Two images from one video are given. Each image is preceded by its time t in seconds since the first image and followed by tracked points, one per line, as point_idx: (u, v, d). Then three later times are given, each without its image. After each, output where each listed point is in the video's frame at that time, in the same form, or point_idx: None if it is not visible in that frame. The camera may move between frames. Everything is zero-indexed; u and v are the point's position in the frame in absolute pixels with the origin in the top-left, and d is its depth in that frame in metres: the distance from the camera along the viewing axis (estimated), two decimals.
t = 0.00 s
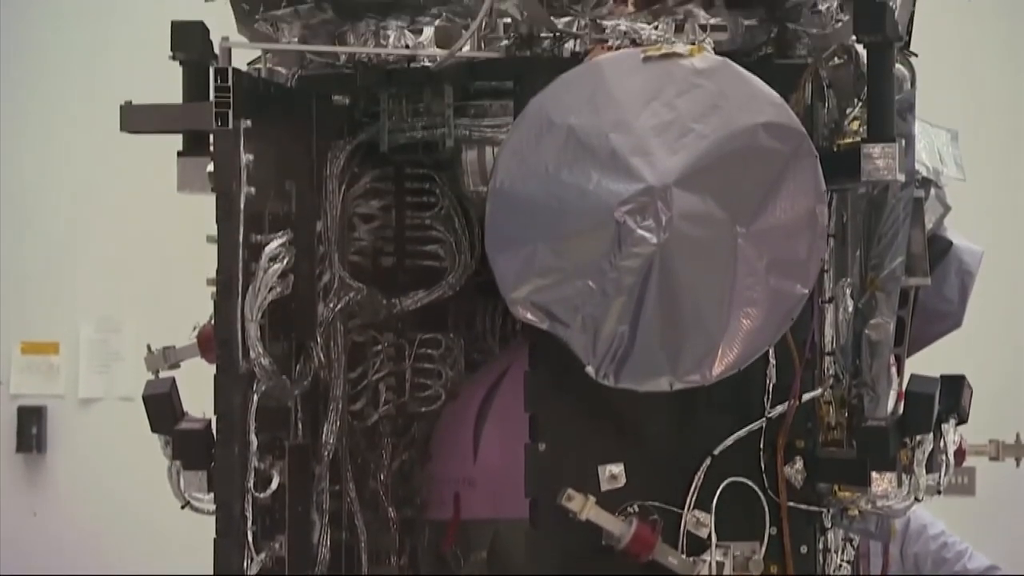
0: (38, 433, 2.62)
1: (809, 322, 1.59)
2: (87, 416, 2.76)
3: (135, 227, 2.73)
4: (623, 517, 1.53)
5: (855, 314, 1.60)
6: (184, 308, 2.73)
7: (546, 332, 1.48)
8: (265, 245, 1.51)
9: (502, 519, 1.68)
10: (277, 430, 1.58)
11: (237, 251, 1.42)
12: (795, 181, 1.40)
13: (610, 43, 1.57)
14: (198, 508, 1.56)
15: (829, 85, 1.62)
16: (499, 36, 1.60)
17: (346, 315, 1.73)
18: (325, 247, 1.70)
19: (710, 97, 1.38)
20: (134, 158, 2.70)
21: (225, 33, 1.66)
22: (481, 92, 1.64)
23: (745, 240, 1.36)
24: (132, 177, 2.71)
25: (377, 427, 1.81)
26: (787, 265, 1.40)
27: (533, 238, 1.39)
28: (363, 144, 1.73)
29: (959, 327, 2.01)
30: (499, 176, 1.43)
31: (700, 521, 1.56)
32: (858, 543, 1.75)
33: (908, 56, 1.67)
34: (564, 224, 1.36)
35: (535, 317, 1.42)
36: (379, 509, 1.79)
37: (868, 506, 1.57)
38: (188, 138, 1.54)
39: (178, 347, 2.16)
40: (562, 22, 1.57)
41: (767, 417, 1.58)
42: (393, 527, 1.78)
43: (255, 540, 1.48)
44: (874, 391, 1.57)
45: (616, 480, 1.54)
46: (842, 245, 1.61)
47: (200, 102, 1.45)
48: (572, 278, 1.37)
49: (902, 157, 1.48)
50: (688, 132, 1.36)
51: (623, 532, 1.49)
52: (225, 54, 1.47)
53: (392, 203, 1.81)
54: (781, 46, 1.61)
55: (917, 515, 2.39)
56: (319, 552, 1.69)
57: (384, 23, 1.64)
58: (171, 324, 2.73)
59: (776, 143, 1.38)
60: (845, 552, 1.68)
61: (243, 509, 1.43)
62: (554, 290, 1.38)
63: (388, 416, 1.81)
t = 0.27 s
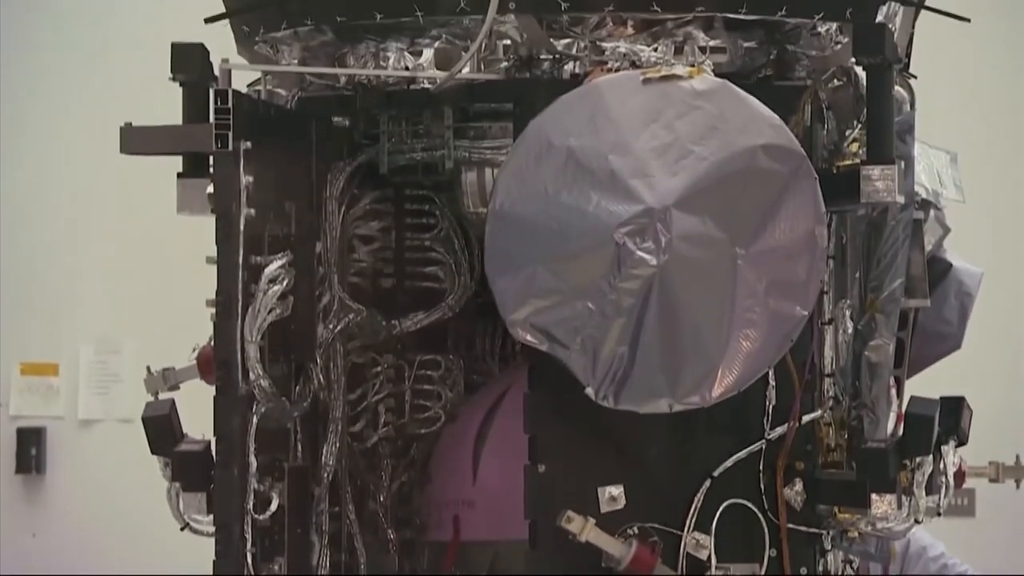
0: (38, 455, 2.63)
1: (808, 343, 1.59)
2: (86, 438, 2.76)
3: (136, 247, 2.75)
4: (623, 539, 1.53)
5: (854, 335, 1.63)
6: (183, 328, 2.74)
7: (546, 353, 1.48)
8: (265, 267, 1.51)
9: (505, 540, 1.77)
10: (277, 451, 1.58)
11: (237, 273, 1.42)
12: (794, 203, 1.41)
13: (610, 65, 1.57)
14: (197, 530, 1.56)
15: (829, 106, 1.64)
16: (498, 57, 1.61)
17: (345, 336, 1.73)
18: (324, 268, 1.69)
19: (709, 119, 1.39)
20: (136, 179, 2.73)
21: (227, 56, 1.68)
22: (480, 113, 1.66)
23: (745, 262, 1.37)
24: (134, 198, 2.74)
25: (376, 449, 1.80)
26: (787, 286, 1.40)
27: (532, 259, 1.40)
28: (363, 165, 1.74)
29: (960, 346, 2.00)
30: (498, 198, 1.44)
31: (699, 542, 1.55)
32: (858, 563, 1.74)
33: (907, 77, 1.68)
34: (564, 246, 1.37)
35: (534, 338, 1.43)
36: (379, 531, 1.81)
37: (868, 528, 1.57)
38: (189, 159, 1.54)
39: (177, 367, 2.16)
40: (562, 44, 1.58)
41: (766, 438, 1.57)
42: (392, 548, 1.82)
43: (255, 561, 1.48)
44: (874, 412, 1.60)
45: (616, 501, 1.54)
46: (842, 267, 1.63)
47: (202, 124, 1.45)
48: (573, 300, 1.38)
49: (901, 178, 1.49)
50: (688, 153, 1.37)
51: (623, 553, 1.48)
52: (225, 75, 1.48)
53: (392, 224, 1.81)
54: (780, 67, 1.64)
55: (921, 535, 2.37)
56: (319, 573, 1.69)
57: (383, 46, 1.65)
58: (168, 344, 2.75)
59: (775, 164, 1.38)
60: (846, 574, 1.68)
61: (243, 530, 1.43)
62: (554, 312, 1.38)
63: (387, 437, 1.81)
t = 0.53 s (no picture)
0: (38, 459, 2.65)
1: (808, 351, 1.59)
2: (87, 446, 2.77)
3: (134, 252, 2.75)
4: (622, 547, 1.53)
5: (854, 342, 1.62)
6: (176, 336, 2.71)
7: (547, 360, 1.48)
8: (264, 273, 1.51)
9: (502, 545, 1.76)
10: (276, 458, 1.58)
11: (237, 280, 1.42)
12: (794, 209, 1.41)
13: (610, 72, 1.55)
14: (198, 537, 1.55)
15: (829, 114, 1.62)
16: (498, 64, 1.62)
17: (345, 343, 1.72)
18: (325, 275, 1.69)
19: (710, 126, 1.39)
20: (134, 184, 2.72)
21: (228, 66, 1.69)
22: (480, 120, 1.65)
23: (745, 268, 1.37)
24: (132, 203, 2.73)
25: (377, 455, 1.81)
26: (787, 293, 1.41)
27: (532, 266, 1.40)
28: (363, 170, 1.74)
29: (961, 353, 1.99)
30: (499, 205, 1.44)
31: (700, 550, 1.55)
32: (858, 570, 1.74)
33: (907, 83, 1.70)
34: (565, 253, 1.37)
35: (535, 345, 1.42)
36: (379, 537, 1.82)
37: (868, 535, 1.56)
38: (188, 166, 1.55)
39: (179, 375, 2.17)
40: (562, 51, 1.58)
41: (767, 445, 1.58)
42: (392, 555, 1.82)
43: (254, 568, 1.48)
44: (874, 420, 1.61)
45: (616, 508, 1.54)
46: (842, 273, 1.63)
47: (203, 132, 1.45)
48: (573, 307, 1.38)
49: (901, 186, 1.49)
50: (688, 161, 1.37)
51: (623, 560, 1.47)
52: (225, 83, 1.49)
53: (392, 231, 1.82)
54: (780, 74, 1.67)
55: (922, 542, 2.37)
56: None
57: (383, 52, 1.64)
58: (163, 351, 2.73)
59: (775, 171, 1.39)
60: None
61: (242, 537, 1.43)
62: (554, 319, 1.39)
63: (387, 444, 1.81)
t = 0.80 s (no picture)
0: (38, 460, 2.65)
1: (808, 352, 1.59)
2: (88, 447, 2.77)
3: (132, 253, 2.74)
4: (622, 547, 1.53)
5: (854, 342, 1.63)
6: (176, 335, 2.71)
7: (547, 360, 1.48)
8: (264, 274, 1.51)
9: (503, 546, 1.76)
10: (276, 459, 1.58)
11: (237, 280, 1.42)
12: (795, 209, 1.41)
13: (610, 73, 1.56)
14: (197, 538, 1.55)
15: (829, 114, 1.63)
16: (498, 65, 1.61)
17: (345, 344, 1.72)
18: (325, 275, 1.69)
19: (710, 126, 1.39)
20: (133, 185, 2.72)
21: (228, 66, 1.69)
22: (480, 121, 1.65)
23: (745, 269, 1.37)
24: (131, 204, 2.73)
25: (377, 456, 1.81)
26: (787, 294, 1.41)
27: (533, 267, 1.40)
28: (363, 171, 1.74)
29: (961, 354, 1.99)
30: (499, 206, 1.44)
31: (700, 550, 1.55)
32: (858, 570, 1.74)
33: (907, 84, 1.70)
34: (565, 254, 1.37)
35: (535, 346, 1.42)
36: (379, 538, 1.82)
37: (868, 536, 1.56)
38: (187, 166, 1.55)
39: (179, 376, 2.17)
40: (562, 51, 1.58)
41: (767, 446, 1.58)
42: (392, 555, 1.82)
43: (254, 569, 1.48)
44: (875, 420, 1.62)
45: (616, 509, 1.54)
46: (842, 273, 1.64)
47: (203, 132, 1.45)
48: (573, 308, 1.38)
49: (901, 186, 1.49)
50: (688, 161, 1.37)
51: (623, 560, 1.47)
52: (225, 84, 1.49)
53: (392, 232, 1.82)
54: (780, 74, 1.67)
55: (921, 543, 2.37)
56: None
57: (383, 52, 1.64)
58: (164, 351, 2.73)
59: (775, 171, 1.39)
60: None
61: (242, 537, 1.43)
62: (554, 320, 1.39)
63: (387, 445, 1.82)
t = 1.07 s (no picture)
0: (37, 462, 2.64)
1: (807, 353, 1.59)
2: (87, 448, 2.76)
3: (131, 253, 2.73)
4: (622, 548, 1.53)
5: (853, 342, 1.64)
6: (175, 335, 2.71)
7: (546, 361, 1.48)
8: (264, 274, 1.51)
9: (503, 547, 1.76)
10: (275, 460, 1.58)
11: (237, 280, 1.42)
12: (794, 209, 1.41)
13: (610, 74, 1.55)
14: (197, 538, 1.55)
15: (829, 114, 1.63)
16: (498, 65, 1.61)
17: (345, 345, 1.73)
18: (324, 275, 1.70)
19: (709, 127, 1.39)
20: (132, 185, 2.71)
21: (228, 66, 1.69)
22: (480, 122, 1.64)
23: (744, 269, 1.37)
24: (130, 204, 2.72)
25: (376, 457, 1.81)
26: (787, 295, 1.41)
27: (532, 267, 1.40)
28: (363, 172, 1.73)
29: (961, 354, 1.99)
30: (498, 206, 1.43)
31: (699, 551, 1.55)
32: (857, 571, 1.74)
33: (906, 84, 1.70)
34: (565, 254, 1.37)
35: (535, 347, 1.42)
36: (379, 539, 1.82)
37: (868, 536, 1.56)
38: (187, 166, 1.55)
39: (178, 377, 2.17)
40: (562, 52, 1.57)
41: (766, 447, 1.58)
42: (391, 556, 1.82)
43: (253, 570, 1.48)
44: (874, 420, 1.63)
45: (615, 510, 1.54)
46: (842, 274, 1.64)
47: (203, 133, 1.45)
48: (572, 309, 1.38)
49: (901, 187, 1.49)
50: (688, 162, 1.37)
51: (623, 561, 1.46)
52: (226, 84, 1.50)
53: (392, 232, 1.82)
54: (779, 75, 1.67)
55: (920, 544, 2.37)
56: None
57: (383, 53, 1.64)
58: (164, 352, 2.73)
59: (775, 173, 1.39)
60: None
61: (241, 538, 1.43)
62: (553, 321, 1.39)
63: (387, 445, 1.82)
